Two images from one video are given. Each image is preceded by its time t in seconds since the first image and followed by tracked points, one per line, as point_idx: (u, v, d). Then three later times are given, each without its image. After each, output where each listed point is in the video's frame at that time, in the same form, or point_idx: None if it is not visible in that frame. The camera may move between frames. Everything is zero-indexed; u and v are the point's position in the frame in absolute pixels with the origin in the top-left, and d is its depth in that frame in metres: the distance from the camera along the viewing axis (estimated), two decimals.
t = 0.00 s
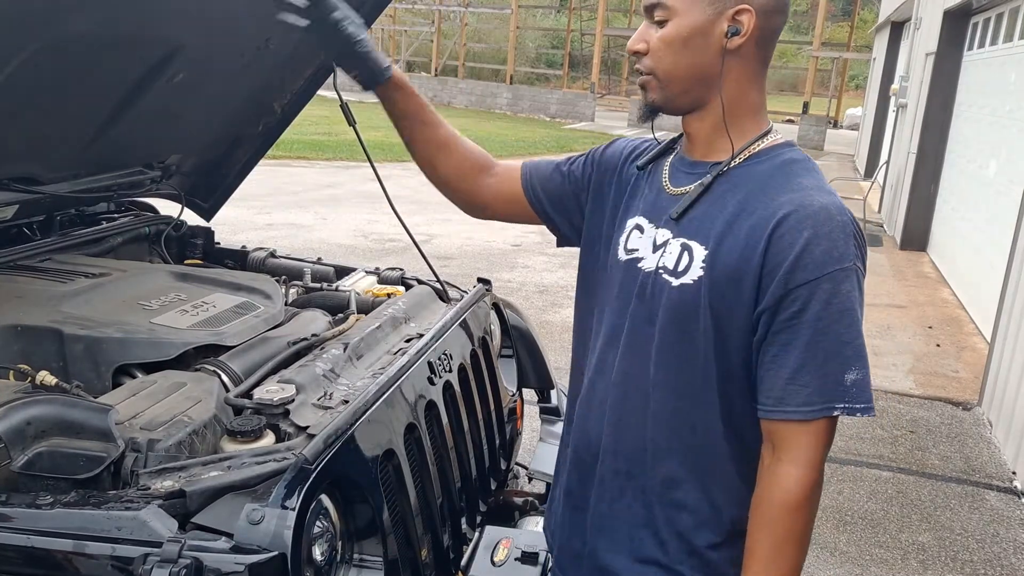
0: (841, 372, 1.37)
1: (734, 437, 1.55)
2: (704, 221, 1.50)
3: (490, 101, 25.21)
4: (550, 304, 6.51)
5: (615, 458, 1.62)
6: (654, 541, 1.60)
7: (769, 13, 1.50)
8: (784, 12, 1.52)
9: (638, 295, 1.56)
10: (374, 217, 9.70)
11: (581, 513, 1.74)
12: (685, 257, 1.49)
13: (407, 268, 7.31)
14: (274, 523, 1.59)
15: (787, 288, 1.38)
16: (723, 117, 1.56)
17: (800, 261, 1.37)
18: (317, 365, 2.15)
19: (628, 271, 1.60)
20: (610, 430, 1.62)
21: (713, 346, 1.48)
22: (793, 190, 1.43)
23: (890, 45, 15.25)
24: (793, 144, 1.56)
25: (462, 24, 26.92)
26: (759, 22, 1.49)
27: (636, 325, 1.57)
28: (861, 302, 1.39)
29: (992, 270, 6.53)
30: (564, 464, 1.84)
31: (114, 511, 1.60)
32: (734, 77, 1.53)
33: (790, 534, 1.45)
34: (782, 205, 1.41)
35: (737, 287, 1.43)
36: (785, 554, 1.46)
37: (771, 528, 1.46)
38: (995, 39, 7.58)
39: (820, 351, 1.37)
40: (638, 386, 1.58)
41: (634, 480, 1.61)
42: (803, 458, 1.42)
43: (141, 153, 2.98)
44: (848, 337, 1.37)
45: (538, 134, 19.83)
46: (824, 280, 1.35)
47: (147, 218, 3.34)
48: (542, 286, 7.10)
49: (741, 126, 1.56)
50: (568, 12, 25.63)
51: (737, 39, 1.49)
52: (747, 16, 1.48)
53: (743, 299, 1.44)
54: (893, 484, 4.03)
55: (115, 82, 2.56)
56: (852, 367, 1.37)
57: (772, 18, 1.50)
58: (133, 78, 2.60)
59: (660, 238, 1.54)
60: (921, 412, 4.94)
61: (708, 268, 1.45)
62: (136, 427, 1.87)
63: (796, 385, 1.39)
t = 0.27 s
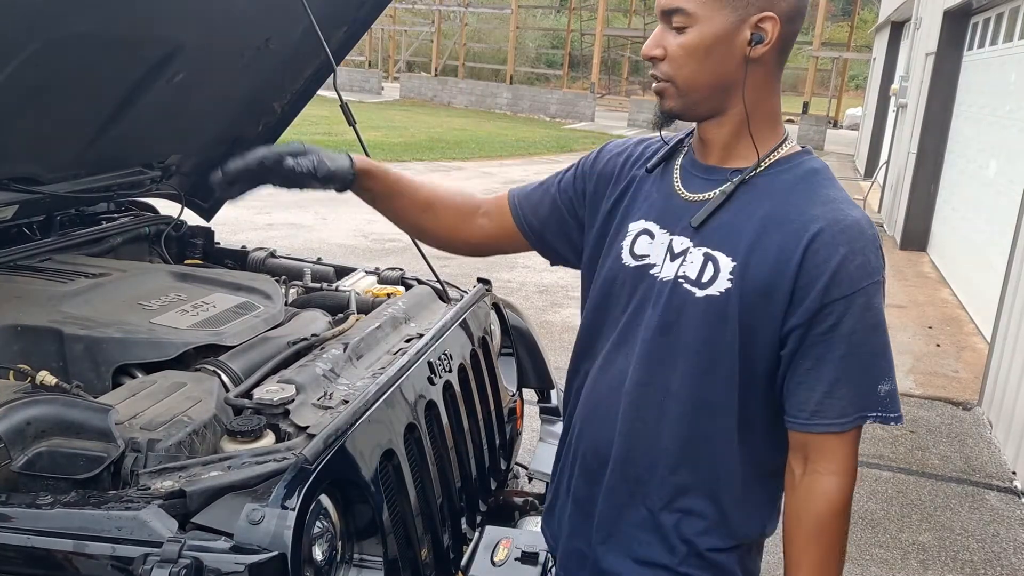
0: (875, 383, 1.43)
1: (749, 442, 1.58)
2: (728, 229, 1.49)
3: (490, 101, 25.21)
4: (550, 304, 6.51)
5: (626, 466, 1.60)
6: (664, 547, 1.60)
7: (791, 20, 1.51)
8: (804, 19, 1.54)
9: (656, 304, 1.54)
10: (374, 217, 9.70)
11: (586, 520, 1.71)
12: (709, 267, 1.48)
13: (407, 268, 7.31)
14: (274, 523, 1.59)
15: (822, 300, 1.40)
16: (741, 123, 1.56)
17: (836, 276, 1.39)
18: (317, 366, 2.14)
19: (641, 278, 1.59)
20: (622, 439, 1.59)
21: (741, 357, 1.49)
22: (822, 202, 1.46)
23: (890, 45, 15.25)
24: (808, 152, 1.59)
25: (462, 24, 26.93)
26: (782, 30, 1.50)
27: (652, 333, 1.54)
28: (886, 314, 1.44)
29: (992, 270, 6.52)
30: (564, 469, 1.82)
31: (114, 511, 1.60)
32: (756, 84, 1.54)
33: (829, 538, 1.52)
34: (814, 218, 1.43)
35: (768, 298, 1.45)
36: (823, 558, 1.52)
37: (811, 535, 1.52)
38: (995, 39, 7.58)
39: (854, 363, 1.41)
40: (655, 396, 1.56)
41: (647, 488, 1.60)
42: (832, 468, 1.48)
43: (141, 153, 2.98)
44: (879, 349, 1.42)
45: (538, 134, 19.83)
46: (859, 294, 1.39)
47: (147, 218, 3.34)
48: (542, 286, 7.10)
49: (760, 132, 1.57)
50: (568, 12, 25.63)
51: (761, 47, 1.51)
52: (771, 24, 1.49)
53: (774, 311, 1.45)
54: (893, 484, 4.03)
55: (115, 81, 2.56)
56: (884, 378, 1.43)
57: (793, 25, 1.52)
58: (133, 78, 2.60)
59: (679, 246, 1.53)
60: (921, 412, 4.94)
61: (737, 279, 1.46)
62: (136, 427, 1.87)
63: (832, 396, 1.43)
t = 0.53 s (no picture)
0: (882, 387, 1.41)
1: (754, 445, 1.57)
2: (731, 230, 1.49)
3: (490, 100, 25.22)
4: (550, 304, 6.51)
5: (631, 469, 1.61)
6: (668, 550, 1.60)
7: (781, 19, 1.49)
8: (800, 17, 1.51)
9: (660, 305, 1.55)
10: (373, 217, 9.70)
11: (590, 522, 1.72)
12: (712, 269, 1.48)
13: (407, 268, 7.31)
14: (274, 523, 1.59)
15: (826, 304, 1.39)
16: (735, 123, 1.56)
17: (841, 279, 1.38)
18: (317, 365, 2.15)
19: (645, 279, 1.59)
20: (627, 441, 1.60)
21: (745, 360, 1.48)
22: (826, 204, 1.45)
23: (890, 45, 15.25)
24: (812, 152, 1.58)
25: (462, 24, 26.93)
26: (769, 29, 1.49)
27: (657, 335, 1.55)
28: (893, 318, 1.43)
29: (992, 270, 6.52)
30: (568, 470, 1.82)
31: (114, 511, 1.60)
32: (746, 84, 1.53)
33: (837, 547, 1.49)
34: (818, 220, 1.42)
35: (772, 302, 1.45)
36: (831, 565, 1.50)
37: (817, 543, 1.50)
38: (995, 39, 7.58)
39: (860, 367, 1.40)
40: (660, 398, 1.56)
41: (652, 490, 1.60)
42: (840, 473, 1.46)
43: (141, 153, 2.98)
44: (884, 353, 1.41)
45: (538, 133, 19.84)
46: (864, 298, 1.38)
47: (147, 219, 3.34)
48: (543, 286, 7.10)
49: (755, 132, 1.56)
50: (568, 12, 25.63)
51: (746, 47, 1.49)
52: (756, 24, 1.48)
53: (778, 314, 1.45)
54: (893, 484, 4.03)
55: (115, 82, 2.56)
56: (891, 383, 1.42)
57: (784, 24, 1.50)
58: (133, 78, 2.60)
59: (681, 247, 1.54)
60: (921, 412, 4.94)
61: (739, 282, 1.46)
62: (136, 427, 1.87)
63: (837, 401, 1.42)
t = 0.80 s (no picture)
0: (857, 372, 1.37)
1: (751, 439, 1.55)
2: (711, 220, 1.50)
3: (490, 100, 25.22)
4: (550, 304, 6.51)
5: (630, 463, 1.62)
6: (673, 546, 1.60)
7: (751, 12, 1.48)
8: (775, 8, 1.48)
9: (649, 298, 1.57)
10: (373, 217, 9.70)
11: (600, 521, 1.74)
12: (693, 259, 1.49)
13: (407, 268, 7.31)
14: (274, 523, 1.59)
15: (797, 287, 1.38)
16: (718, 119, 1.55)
17: (810, 261, 1.36)
18: (317, 365, 2.15)
19: (640, 274, 1.62)
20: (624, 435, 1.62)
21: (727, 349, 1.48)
22: (801, 188, 1.43)
23: (890, 46, 15.25)
24: (802, 142, 1.55)
25: (462, 24, 26.92)
26: (738, 23, 1.48)
27: (647, 328, 1.57)
28: (875, 301, 1.39)
29: (992, 270, 6.52)
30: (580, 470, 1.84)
31: (114, 511, 1.60)
32: (723, 79, 1.52)
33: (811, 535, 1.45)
34: (791, 205, 1.41)
35: (749, 289, 1.44)
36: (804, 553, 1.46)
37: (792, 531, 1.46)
38: (995, 39, 7.58)
39: (834, 350, 1.37)
40: (649, 390, 1.58)
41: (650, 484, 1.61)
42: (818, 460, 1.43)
43: (141, 153, 2.98)
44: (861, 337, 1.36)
45: (538, 134, 19.84)
46: (835, 279, 1.35)
47: (147, 219, 3.34)
48: (543, 286, 7.10)
49: (739, 126, 1.55)
50: (568, 12, 25.62)
51: (716, 42, 1.49)
52: (724, 19, 1.48)
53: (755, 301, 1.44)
54: (893, 484, 4.03)
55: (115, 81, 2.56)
56: (868, 366, 1.38)
57: (755, 16, 1.48)
58: (133, 78, 2.60)
59: (669, 240, 1.55)
60: (921, 412, 4.94)
61: (717, 270, 1.46)
62: (136, 427, 1.87)
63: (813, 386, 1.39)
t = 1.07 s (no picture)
0: (823, 353, 1.33)
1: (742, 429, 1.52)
2: (701, 210, 1.51)
3: (490, 100, 25.21)
4: (550, 304, 6.51)
5: (630, 454, 1.64)
6: (672, 539, 1.60)
7: (736, 7, 1.47)
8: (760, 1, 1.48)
9: (645, 290, 1.60)
10: (373, 217, 9.70)
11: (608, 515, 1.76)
12: (681, 248, 1.51)
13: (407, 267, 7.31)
14: (274, 523, 1.59)
15: (767, 268, 1.36)
16: (713, 116, 1.56)
17: (778, 241, 1.35)
18: (317, 366, 2.15)
19: (640, 269, 1.64)
20: (625, 426, 1.65)
21: (710, 335, 1.48)
22: (778, 173, 1.42)
23: (890, 46, 15.24)
24: (796, 133, 1.53)
25: (462, 24, 26.89)
26: (723, 19, 1.48)
27: (644, 318, 1.60)
28: (852, 283, 1.34)
29: (992, 270, 6.52)
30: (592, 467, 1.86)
31: (114, 511, 1.60)
32: (712, 76, 1.53)
33: (768, 519, 1.39)
34: (767, 188, 1.40)
35: (727, 274, 1.43)
36: (755, 537, 1.39)
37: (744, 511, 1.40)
38: (995, 39, 7.58)
39: (802, 330, 1.34)
40: (645, 380, 1.60)
41: (647, 475, 1.62)
42: (785, 449, 1.37)
43: (141, 153, 2.98)
44: (828, 317, 1.32)
45: (538, 133, 19.83)
46: (803, 259, 1.33)
47: (147, 218, 3.34)
48: (543, 286, 7.10)
49: (734, 120, 1.55)
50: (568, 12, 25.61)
51: (701, 40, 1.50)
52: (708, 17, 1.48)
53: (733, 286, 1.43)
54: (893, 484, 4.03)
55: (114, 81, 2.56)
56: (834, 347, 1.32)
57: (739, 11, 1.48)
58: (133, 78, 2.60)
59: (664, 233, 1.57)
60: (921, 412, 4.94)
61: (700, 256, 1.47)
62: (136, 427, 1.87)
63: (780, 367, 1.36)
